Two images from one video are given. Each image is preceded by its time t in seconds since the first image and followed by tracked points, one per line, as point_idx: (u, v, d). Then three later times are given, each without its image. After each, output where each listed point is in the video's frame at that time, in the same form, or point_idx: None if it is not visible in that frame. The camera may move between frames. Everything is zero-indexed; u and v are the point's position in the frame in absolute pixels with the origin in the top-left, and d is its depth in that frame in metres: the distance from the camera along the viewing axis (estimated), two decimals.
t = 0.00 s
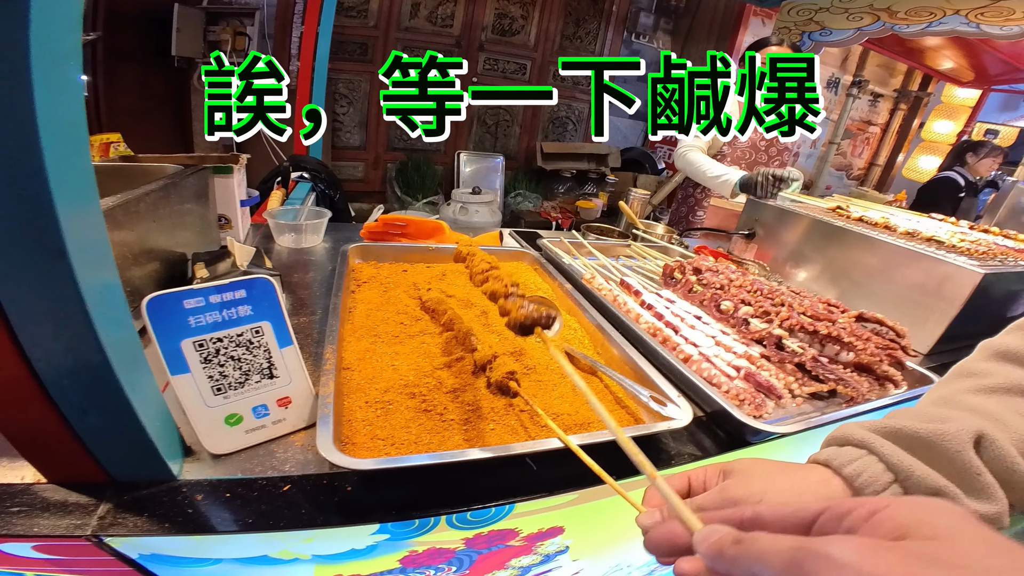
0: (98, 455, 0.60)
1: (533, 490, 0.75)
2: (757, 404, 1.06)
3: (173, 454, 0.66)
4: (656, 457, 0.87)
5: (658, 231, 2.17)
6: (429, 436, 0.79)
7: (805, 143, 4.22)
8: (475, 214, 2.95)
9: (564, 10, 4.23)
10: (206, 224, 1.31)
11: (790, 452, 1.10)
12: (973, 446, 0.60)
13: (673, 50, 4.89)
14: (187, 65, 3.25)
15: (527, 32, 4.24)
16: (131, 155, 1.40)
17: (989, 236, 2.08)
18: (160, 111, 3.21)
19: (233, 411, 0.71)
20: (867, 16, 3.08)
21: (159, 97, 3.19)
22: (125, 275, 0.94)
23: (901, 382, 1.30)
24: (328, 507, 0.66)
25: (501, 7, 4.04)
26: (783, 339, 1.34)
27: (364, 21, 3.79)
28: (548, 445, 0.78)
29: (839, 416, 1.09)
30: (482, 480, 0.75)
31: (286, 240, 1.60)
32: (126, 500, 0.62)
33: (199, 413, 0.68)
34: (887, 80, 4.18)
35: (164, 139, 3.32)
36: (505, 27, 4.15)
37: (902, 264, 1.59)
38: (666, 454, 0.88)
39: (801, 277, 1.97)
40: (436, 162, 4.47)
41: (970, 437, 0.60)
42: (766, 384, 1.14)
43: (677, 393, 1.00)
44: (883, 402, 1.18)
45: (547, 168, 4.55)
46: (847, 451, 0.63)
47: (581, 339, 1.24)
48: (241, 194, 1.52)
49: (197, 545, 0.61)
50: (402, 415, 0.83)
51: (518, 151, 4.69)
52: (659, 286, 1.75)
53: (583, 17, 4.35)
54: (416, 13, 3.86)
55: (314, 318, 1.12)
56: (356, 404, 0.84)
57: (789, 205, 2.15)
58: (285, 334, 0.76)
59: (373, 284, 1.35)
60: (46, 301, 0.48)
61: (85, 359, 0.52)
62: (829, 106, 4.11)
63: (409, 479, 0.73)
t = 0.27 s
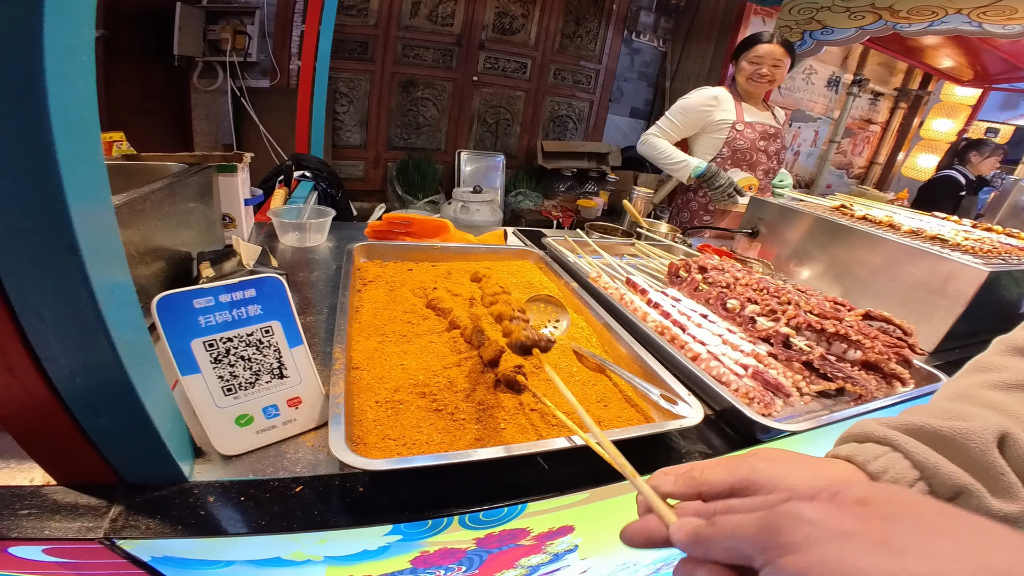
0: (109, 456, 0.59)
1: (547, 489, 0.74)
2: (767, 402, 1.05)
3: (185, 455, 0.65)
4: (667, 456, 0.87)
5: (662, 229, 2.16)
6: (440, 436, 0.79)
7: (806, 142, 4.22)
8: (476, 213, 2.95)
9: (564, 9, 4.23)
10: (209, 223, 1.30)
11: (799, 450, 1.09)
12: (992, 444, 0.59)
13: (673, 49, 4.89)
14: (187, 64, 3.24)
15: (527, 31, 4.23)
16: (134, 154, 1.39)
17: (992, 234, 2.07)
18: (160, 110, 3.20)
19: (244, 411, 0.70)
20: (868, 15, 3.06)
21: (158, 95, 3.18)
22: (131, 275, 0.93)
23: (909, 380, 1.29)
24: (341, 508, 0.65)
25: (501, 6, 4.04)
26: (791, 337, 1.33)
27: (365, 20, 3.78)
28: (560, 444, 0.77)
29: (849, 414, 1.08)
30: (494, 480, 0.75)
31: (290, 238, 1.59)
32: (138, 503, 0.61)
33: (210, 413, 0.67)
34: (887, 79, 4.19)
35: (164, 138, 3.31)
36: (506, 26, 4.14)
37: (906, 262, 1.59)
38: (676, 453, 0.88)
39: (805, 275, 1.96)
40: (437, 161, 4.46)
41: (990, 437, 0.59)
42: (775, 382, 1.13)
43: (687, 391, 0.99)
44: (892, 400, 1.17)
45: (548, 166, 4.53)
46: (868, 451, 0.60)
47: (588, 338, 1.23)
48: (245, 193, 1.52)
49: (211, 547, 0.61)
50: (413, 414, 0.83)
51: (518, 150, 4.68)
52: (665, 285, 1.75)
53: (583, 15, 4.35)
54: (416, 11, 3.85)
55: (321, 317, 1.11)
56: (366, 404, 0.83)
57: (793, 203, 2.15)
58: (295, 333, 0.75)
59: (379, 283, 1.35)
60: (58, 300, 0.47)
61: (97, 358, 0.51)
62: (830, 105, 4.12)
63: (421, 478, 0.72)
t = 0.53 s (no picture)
0: (111, 462, 0.58)
1: (555, 493, 0.73)
2: (775, 404, 1.04)
3: (188, 460, 0.64)
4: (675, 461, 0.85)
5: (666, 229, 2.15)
6: (446, 439, 0.78)
7: (808, 141, 4.21)
8: (477, 213, 2.92)
9: (565, 8, 4.21)
10: (211, 224, 1.29)
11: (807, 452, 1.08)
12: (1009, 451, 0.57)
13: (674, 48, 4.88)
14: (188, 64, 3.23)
15: (529, 30, 4.22)
16: (135, 155, 1.38)
17: (998, 234, 2.05)
18: (161, 110, 3.19)
19: (248, 416, 0.69)
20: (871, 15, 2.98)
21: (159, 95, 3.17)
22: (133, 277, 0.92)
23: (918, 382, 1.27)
24: (347, 513, 0.64)
25: (502, 5, 4.03)
26: (798, 338, 1.31)
27: (366, 20, 3.77)
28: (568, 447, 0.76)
29: (858, 417, 1.06)
30: (500, 483, 0.73)
31: (292, 239, 1.58)
32: (142, 508, 0.60)
33: (213, 418, 0.66)
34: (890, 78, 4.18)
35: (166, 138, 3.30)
36: (507, 25, 4.13)
37: (911, 262, 1.57)
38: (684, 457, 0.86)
39: (810, 275, 1.95)
40: (438, 160, 4.46)
41: (1019, 442, 0.56)
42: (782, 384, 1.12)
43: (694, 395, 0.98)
44: (901, 402, 1.16)
45: (549, 166, 4.52)
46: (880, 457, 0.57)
47: (594, 339, 1.22)
48: (247, 193, 1.51)
49: (216, 552, 0.60)
50: (418, 418, 0.82)
51: (520, 149, 4.66)
52: (669, 285, 1.73)
53: (584, 15, 4.34)
54: (417, 11, 3.83)
55: (324, 319, 1.11)
56: (371, 408, 0.82)
57: (797, 203, 2.14)
58: (299, 337, 0.74)
59: (382, 284, 1.34)
60: (58, 304, 0.46)
61: (98, 363, 0.50)
62: (832, 104, 4.10)
63: (426, 483, 0.71)
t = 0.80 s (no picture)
0: (98, 462, 0.57)
1: (550, 493, 0.72)
2: (774, 404, 1.03)
3: (177, 460, 0.63)
4: (673, 461, 0.84)
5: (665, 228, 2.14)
6: (439, 440, 0.77)
7: (809, 139, 4.20)
8: (477, 212, 2.91)
9: (565, 7, 4.20)
10: (207, 222, 1.28)
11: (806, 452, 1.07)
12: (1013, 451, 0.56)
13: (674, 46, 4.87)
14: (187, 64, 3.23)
15: (528, 29, 4.21)
16: (131, 153, 1.38)
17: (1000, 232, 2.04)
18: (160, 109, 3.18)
19: (237, 415, 0.68)
20: (873, 12, 2.95)
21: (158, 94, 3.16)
22: (125, 275, 0.91)
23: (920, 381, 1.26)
24: (337, 513, 0.63)
25: (502, 3, 4.00)
26: (797, 337, 1.30)
27: (365, 18, 3.75)
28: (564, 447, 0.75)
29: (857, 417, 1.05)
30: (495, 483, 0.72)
31: (288, 238, 1.58)
32: (130, 507, 0.59)
33: (202, 417, 0.65)
34: (890, 76, 4.18)
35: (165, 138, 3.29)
36: (507, 24, 4.11)
37: (913, 260, 1.56)
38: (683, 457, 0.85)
39: (810, 274, 1.94)
40: (438, 159, 4.45)
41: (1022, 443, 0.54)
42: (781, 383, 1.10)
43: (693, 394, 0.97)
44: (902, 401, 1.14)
45: (549, 164, 4.51)
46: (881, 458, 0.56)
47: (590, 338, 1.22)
48: (243, 192, 1.50)
49: (206, 552, 0.59)
50: (411, 418, 0.81)
51: (520, 148, 4.65)
52: (668, 283, 1.72)
53: (584, 13, 4.33)
54: (416, 9, 3.80)
55: (319, 318, 1.10)
56: (364, 407, 0.81)
57: (798, 202, 2.12)
58: (290, 336, 0.73)
59: (378, 283, 1.33)
60: (40, 303, 0.45)
61: (81, 363, 0.49)
62: (832, 102, 4.09)
63: (419, 483, 0.70)
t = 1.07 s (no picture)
0: (67, 470, 0.55)
1: (538, 502, 0.70)
2: (771, 408, 1.01)
3: (151, 467, 0.61)
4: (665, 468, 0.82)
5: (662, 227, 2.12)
6: (425, 447, 0.75)
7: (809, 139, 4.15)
8: (475, 211, 2.89)
9: (564, 5, 4.17)
10: (197, 222, 1.26)
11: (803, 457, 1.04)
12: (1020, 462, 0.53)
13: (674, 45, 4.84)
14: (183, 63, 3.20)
15: (527, 27, 4.18)
16: (119, 152, 1.36)
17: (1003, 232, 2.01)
18: (156, 109, 3.16)
19: (215, 421, 0.66)
20: (874, 11, 2.91)
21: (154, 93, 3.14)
22: (107, 275, 0.89)
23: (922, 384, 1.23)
24: (316, 522, 0.61)
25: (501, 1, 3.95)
26: (796, 340, 1.28)
27: (362, 17, 3.73)
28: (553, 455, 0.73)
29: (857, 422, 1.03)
30: (481, 492, 0.70)
31: (279, 238, 1.56)
32: (102, 515, 0.57)
33: (177, 424, 0.63)
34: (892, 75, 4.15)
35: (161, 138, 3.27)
36: (505, 22, 4.08)
37: (914, 260, 1.53)
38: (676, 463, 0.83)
39: (810, 274, 1.91)
40: (437, 159, 4.43)
41: None
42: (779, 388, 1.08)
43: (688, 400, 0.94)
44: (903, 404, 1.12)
45: (548, 164, 4.48)
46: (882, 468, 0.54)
47: (584, 342, 1.20)
48: (234, 192, 1.48)
49: (180, 561, 0.57)
50: (396, 425, 0.79)
51: (519, 147, 4.61)
52: (665, 284, 1.70)
53: (584, 12, 4.30)
54: (414, 8, 3.77)
55: (307, 320, 1.08)
56: (348, 413, 0.79)
57: (797, 201, 2.10)
58: (270, 340, 0.71)
59: (369, 284, 1.31)
60: None
61: (43, 371, 0.47)
62: (833, 101, 4.05)
63: (402, 493, 0.68)
